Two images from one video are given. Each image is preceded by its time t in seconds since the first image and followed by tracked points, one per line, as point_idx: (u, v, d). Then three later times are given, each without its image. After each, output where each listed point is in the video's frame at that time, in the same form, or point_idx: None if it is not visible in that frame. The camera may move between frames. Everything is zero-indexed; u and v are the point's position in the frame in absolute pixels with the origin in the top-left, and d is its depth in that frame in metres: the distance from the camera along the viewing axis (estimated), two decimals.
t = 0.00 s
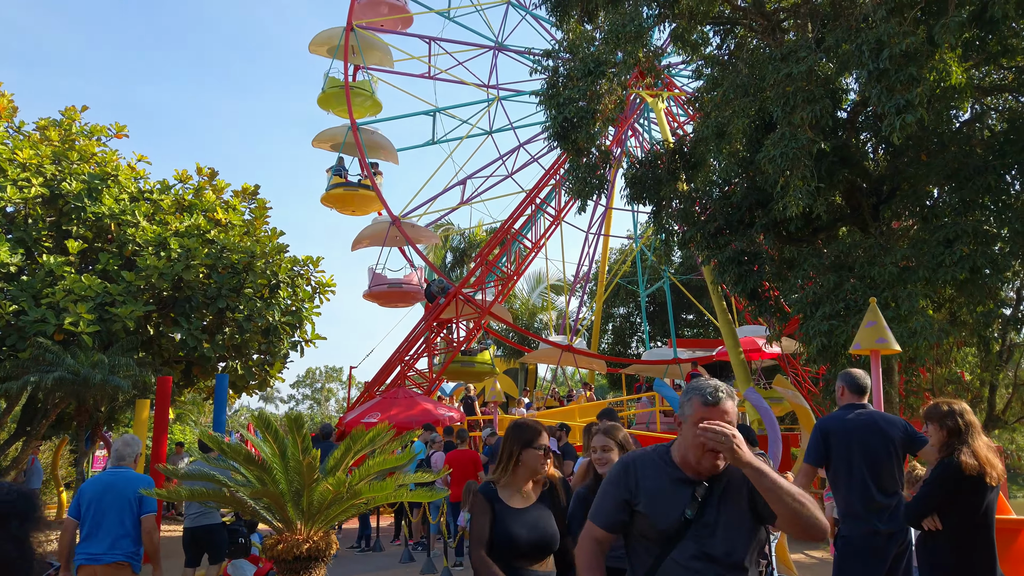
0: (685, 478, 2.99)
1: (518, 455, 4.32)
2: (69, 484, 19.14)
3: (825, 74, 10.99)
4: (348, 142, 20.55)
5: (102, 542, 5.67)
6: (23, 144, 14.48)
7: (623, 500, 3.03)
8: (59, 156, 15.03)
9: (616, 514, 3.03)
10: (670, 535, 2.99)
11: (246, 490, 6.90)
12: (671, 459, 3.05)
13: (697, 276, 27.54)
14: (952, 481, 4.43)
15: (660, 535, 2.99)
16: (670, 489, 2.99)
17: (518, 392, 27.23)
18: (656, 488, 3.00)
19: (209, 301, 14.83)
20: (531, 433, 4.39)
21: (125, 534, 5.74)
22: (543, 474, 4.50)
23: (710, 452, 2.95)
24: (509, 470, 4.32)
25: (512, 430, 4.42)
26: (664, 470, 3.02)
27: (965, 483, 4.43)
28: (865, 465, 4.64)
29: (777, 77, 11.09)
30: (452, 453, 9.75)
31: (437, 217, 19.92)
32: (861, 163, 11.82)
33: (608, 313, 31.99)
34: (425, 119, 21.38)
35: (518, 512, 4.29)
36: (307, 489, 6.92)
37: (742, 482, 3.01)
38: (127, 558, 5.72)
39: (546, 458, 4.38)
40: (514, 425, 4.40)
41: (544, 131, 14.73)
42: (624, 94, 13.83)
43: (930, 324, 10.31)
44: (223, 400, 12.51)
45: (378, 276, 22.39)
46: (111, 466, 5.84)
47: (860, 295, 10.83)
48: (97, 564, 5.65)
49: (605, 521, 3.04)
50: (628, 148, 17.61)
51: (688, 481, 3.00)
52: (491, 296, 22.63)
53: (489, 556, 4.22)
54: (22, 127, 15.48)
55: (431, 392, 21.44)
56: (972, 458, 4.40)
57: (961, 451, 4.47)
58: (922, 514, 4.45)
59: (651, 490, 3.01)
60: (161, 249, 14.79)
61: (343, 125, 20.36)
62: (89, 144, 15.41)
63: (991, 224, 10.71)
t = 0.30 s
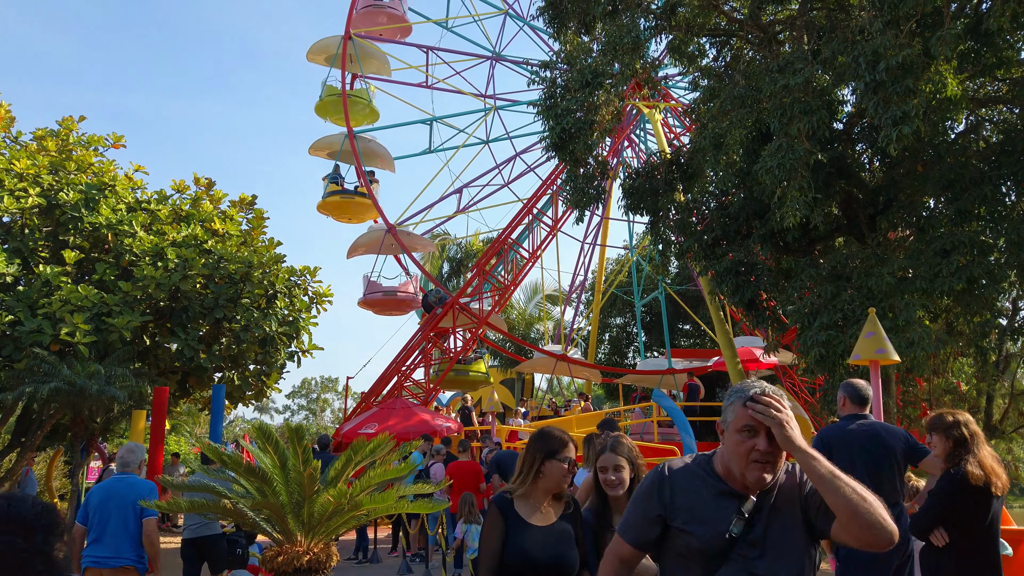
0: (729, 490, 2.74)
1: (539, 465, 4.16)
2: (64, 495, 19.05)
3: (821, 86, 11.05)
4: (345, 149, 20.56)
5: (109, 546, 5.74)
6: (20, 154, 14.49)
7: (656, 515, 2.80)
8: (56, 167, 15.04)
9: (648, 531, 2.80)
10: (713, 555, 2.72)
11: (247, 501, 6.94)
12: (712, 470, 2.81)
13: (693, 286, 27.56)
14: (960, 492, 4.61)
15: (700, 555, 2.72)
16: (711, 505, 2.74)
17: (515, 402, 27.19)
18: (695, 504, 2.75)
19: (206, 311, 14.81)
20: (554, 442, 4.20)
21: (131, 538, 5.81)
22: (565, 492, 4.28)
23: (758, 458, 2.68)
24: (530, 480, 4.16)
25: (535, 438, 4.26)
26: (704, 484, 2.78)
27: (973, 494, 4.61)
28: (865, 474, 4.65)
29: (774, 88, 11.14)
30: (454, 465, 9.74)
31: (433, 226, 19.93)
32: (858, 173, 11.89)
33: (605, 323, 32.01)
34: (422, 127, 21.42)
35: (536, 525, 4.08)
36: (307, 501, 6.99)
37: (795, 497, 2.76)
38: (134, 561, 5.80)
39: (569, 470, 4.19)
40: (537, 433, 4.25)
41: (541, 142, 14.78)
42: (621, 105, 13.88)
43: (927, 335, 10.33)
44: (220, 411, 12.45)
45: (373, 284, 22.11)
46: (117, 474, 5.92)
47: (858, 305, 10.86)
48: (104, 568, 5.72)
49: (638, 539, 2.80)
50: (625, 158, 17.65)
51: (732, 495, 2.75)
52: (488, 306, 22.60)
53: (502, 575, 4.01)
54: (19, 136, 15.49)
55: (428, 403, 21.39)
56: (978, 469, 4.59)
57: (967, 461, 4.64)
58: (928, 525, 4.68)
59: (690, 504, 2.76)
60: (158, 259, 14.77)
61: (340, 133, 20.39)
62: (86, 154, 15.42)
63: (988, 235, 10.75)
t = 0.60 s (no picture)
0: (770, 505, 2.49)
1: (537, 482, 3.99)
2: (58, 504, 18.98)
3: (817, 96, 11.10)
4: (341, 156, 20.57)
5: (118, 555, 5.70)
6: (17, 163, 14.49)
7: (688, 534, 2.52)
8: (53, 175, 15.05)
9: (678, 554, 2.51)
10: None
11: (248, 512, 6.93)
12: (747, 483, 2.56)
13: (690, 294, 27.61)
14: (965, 502, 4.62)
15: None
16: (749, 521, 2.49)
17: (511, 411, 27.16)
18: (731, 520, 2.50)
19: (203, 319, 14.79)
20: (555, 459, 4.05)
21: (140, 547, 5.77)
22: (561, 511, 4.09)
23: (804, 472, 2.44)
24: (527, 497, 3.97)
25: (534, 454, 4.09)
26: (739, 498, 2.53)
27: (977, 503, 4.61)
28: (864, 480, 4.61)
29: (771, 98, 11.18)
30: (453, 474, 9.72)
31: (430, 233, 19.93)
32: (854, 182, 11.94)
33: (602, 331, 32.01)
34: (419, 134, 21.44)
35: (534, 546, 3.87)
36: (306, 511, 7.12)
37: (840, 510, 2.56)
38: (142, 571, 5.75)
39: (568, 489, 4.01)
40: (538, 447, 4.09)
41: (538, 150, 14.81)
42: (618, 114, 13.94)
43: (924, 344, 10.38)
44: (216, 420, 12.40)
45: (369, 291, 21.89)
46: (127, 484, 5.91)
47: (855, 313, 10.89)
48: None
49: (667, 560, 2.52)
50: (622, 167, 17.70)
51: (773, 509, 2.50)
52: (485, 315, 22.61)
53: None
54: (16, 144, 15.47)
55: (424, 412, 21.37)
56: (983, 478, 4.64)
57: (971, 471, 4.71)
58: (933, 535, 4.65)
59: (725, 520, 2.51)
60: (155, 267, 14.75)
61: (337, 139, 20.41)
62: (83, 162, 15.43)
63: (985, 244, 10.79)
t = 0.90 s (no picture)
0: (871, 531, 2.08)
1: (527, 494, 3.84)
2: (52, 514, 18.89)
3: (813, 106, 11.14)
4: (338, 163, 20.58)
5: (138, 559, 5.79)
6: (14, 172, 14.48)
7: (781, 566, 2.10)
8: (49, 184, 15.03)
9: None
10: None
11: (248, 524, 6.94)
12: (840, 507, 2.15)
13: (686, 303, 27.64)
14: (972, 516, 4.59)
15: None
16: (850, 552, 2.07)
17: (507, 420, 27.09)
18: (830, 550, 2.08)
19: (199, 328, 14.75)
20: (547, 470, 3.86)
21: (159, 552, 5.89)
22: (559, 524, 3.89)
23: (903, 499, 2.03)
24: (517, 510, 3.82)
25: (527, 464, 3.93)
26: (835, 525, 2.11)
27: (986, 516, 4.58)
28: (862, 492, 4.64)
29: (768, 108, 11.22)
30: (451, 484, 9.69)
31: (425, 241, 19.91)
32: (850, 192, 11.98)
33: (598, 340, 32.02)
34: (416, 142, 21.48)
35: (527, 561, 3.69)
36: (305, 522, 7.15)
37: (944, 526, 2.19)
38: None
39: (559, 504, 3.82)
40: (535, 455, 3.91)
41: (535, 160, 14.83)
42: (614, 124, 13.98)
43: (920, 354, 10.40)
44: (211, 429, 12.32)
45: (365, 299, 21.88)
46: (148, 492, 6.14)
47: (852, 323, 10.91)
48: None
49: None
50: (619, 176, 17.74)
51: (877, 537, 2.09)
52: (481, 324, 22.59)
53: None
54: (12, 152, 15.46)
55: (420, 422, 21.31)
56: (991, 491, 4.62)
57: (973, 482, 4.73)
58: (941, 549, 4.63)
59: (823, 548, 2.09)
60: (151, 276, 14.73)
61: (333, 146, 20.44)
62: (79, 171, 15.42)
63: (981, 254, 10.82)
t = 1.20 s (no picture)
0: None
1: (552, 518, 3.31)
2: (49, 524, 18.81)
3: (812, 116, 11.17)
4: (337, 170, 20.60)
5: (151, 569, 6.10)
6: (14, 181, 14.50)
7: None
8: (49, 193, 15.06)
9: None
10: None
11: (247, 535, 7.04)
12: (981, 515, 1.83)
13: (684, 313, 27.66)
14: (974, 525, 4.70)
15: None
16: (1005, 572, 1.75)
17: (506, 430, 27.02)
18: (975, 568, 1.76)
19: (199, 337, 14.74)
20: (576, 488, 3.33)
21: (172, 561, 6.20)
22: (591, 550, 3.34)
23: None
24: (541, 537, 3.30)
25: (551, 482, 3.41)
26: (982, 538, 1.79)
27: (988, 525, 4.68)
28: (866, 507, 4.67)
29: (767, 118, 11.27)
30: (452, 494, 9.68)
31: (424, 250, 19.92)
32: (849, 202, 12.02)
33: (597, 349, 32.03)
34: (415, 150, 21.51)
35: None
36: (306, 533, 7.23)
37: None
38: None
39: (591, 529, 3.29)
40: (564, 471, 3.38)
41: (535, 169, 14.87)
42: (613, 134, 14.03)
43: (920, 364, 10.42)
44: (209, 439, 12.26)
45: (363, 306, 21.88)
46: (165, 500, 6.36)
47: (851, 332, 10.92)
48: None
49: None
50: (618, 185, 17.78)
51: None
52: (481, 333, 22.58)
53: None
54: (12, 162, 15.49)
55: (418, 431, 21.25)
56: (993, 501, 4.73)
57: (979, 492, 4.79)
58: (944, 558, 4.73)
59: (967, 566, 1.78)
60: (150, 285, 14.72)
61: (333, 153, 20.48)
62: (79, 180, 15.45)
63: (981, 264, 10.84)
